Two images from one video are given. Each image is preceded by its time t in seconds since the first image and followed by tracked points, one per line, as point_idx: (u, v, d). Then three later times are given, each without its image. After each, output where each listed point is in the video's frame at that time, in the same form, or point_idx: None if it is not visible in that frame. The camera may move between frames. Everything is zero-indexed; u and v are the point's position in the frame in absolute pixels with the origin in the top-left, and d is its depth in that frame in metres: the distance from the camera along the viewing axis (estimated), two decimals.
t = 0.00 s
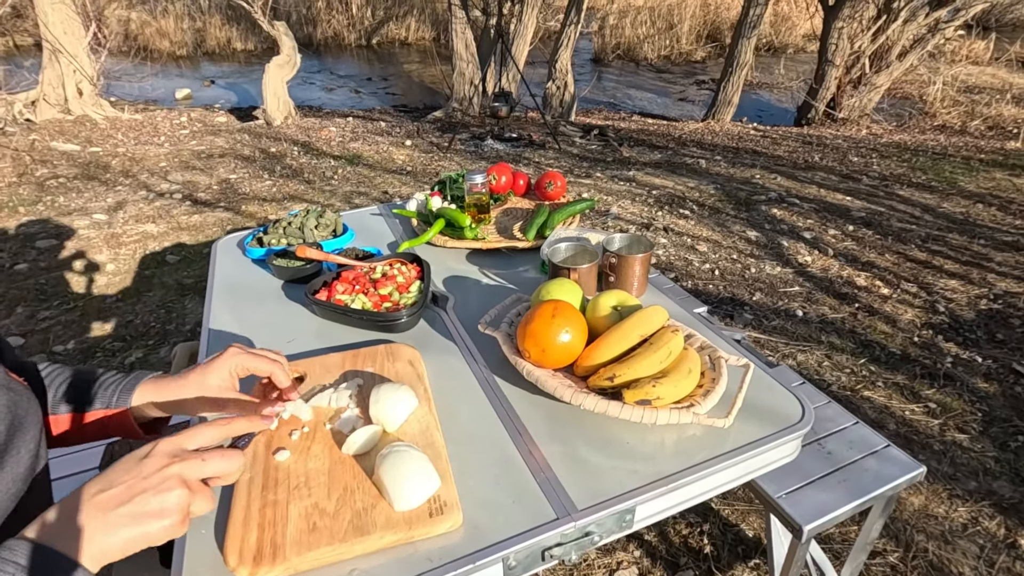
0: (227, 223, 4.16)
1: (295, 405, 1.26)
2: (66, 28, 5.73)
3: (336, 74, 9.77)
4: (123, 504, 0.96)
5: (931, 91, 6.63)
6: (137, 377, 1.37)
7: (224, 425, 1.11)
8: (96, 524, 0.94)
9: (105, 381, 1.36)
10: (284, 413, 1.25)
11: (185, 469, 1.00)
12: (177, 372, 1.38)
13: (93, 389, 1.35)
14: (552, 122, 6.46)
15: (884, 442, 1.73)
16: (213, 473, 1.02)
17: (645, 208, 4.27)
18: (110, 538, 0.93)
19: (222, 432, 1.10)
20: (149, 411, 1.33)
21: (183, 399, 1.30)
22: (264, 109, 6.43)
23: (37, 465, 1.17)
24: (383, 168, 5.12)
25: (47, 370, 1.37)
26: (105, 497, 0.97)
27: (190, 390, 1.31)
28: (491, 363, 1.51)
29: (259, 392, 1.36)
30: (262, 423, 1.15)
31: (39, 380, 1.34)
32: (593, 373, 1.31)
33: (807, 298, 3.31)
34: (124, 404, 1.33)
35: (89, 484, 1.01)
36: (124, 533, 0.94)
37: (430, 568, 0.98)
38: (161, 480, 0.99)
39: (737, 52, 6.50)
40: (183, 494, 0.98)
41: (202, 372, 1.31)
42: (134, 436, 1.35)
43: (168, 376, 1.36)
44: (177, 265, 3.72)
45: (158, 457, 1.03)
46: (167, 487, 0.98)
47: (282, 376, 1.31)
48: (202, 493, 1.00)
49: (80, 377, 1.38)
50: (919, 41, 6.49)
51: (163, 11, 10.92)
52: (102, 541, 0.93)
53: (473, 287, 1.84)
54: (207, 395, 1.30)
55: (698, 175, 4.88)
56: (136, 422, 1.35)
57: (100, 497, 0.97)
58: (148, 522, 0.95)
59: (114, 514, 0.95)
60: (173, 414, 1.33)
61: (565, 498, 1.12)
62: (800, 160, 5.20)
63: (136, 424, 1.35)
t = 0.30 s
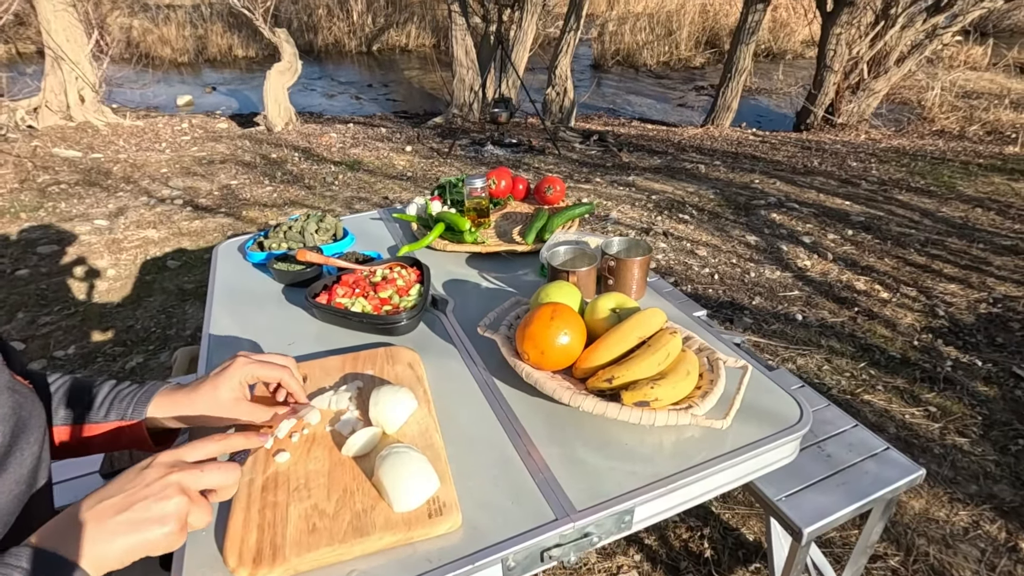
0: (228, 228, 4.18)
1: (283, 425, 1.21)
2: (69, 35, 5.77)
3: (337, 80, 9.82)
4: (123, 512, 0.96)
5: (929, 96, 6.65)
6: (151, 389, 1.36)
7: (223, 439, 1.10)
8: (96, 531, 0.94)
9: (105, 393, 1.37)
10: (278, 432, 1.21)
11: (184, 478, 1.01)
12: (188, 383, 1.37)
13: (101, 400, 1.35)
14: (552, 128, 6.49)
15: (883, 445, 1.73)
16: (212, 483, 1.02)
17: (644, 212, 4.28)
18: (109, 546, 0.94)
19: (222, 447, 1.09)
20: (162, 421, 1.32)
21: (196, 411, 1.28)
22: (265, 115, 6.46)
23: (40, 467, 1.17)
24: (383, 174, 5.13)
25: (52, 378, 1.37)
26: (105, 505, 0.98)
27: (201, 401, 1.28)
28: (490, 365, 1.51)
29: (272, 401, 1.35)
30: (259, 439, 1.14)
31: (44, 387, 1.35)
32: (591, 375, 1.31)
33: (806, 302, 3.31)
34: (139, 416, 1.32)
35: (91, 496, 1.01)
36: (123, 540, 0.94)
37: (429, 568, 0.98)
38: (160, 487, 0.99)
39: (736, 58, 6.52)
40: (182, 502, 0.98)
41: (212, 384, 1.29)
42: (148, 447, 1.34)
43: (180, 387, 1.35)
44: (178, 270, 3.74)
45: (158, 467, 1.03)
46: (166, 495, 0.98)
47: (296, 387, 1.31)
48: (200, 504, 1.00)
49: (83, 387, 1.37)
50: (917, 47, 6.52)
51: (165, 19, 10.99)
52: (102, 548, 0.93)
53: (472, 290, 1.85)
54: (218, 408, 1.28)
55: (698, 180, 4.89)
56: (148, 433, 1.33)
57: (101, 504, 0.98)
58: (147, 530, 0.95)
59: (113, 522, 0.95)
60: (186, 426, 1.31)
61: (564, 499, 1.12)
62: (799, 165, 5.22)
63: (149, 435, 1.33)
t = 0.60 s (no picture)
0: (229, 234, 4.18)
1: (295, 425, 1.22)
2: (70, 42, 5.79)
3: (337, 86, 9.85)
4: (140, 497, 0.97)
5: (928, 101, 6.67)
6: (157, 394, 1.36)
7: (232, 441, 1.13)
8: (112, 517, 0.95)
9: (105, 397, 1.37)
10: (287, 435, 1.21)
11: (199, 469, 1.03)
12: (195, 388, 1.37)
13: (106, 406, 1.35)
14: (552, 133, 6.51)
15: (885, 448, 1.72)
16: (224, 478, 1.04)
17: (644, 217, 4.29)
18: (126, 531, 0.94)
19: (231, 446, 1.12)
20: (170, 427, 1.32)
21: (203, 414, 1.28)
22: (266, 121, 6.47)
23: (44, 469, 1.17)
24: (383, 179, 5.14)
25: (56, 383, 1.38)
26: (122, 494, 0.99)
27: (208, 404, 1.28)
28: (491, 368, 1.51)
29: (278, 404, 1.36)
30: (270, 440, 1.17)
31: (48, 390, 1.35)
32: (593, 378, 1.31)
33: (807, 307, 3.31)
34: (145, 420, 1.32)
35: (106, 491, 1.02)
36: (139, 525, 0.95)
37: (431, 572, 0.98)
38: (176, 476, 1.01)
39: (735, 64, 6.54)
40: (197, 490, 0.99)
41: (219, 387, 1.29)
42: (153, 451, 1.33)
43: (186, 392, 1.35)
44: (178, 276, 3.74)
45: (173, 462, 1.06)
46: (181, 482, 0.99)
47: (298, 391, 1.31)
48: (213, 497, 1.01)
49: (87, 391, 1.37)
50: (914, 52, 6.55)
51: (166, 26, 11.04)
52: (119, 533, 0.94)
53: (474, 294, 1.85)
54: (225, 411, 1.28)
55: (698, 185, 4.90)
56: (153, 436, 1.33)
57: (118, 493, 0.99)
58: (162, 517, 0.95)
59: (129, 507, 0.96)
60: (191, 429, 1.31)
61: (566, 503, 1.12)
62: (799, 170, 5.23)
63: (155, 439, 1.33)
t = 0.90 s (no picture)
0: (229, 240, 4.19)
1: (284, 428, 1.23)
2: (72, 49, 5.82)
3: (337, 93, 9.89)
4: (123, 515, 0.96)
5: (925, 106, 6.69)
6: (158, 397, 1.37)
7: (219, 445, 1.10)
8: (96, 537, 0.94)
9: (106, 401, 1.37)
10: (279, 437, 1.22)
11: (183, 482, 1.01)
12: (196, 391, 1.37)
13: (108, 409, 1.36)
14: (551, 139, 6.53)
15: (886, 452, 1.72)
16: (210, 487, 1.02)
17: (643, 222, 4.30)
18: (110, 551, 0.93)
19: (217, 451, 1.10)
20: (169, 430, 1.33)
21: (203, 417, 1.29)
22: (266, 127, 6.49)
23: (42, 478, 1.17)
24: (383, 185, 5.15)
25: (57, 387, 1.38)
26: (105, 511, 0.97)
27: (210, 406, 1.29)
28: (491, 373, 1.52)
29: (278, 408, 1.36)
30: (258, 442, 1.13)
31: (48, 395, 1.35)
32: (592, 382, 1.32)
33: (806, 311, 3.32)
34: (147, 423, 1.34)
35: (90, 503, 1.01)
36: (124, 544, 0.93)
37: None
38: (159, 491, 0.99)
39: (733, 69, 6.56)
40: (181, 505, 0.98)
41: (221, 390, 1.30)
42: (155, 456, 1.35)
43: (188, 394, 1.35)
44: (179, 281, 3.75)
45: (156, 472, 1.03)
46: (164, 498, 0.98)
47: (299, 394, 1.31)
48: (199, 508, 1.00)
49: (88, 396, 1.38)
50: (911, 58, 6.58)
51: (167, 33, 11.10)
52: (103, 553, 0.92)
53: (473, 299, 1.85)
54: (226, 415, 1.28)
55: (697, 190, 4.91)
56: (157, 441, 1.34)
57: (101, 510, 0.97)
58: (147, 535, 0.94)
59: (113, 526, 0.94)
60: (190, 433, 1.31)
61: (566, 506, 1.12)
62: (797, 174, 5.25)
63: (157, 443, 1.34)
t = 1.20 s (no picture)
0: (228, 246, 4.20)
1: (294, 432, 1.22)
2: (73, 57, 5.84)
3: (337, 99, 9.92)
4: (145, 504, 0.97)
5: (923, 111, 6.70)
6: (158, 403, 1.36)
7: (236, 448, 1.14)
8: (117, 523, 0.95)
9: (105, 407, 1.37)
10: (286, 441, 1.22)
11: (203, 476, 1.02)
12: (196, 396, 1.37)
13: (106, 415, 1.35)
14: (550, 144, 6.54)
15: (886, 457, 1.72)
16: (228, 484, 1.04)
17: (643, 227, 4.30)
18: (131, 539, 0.94)
19: (232, 453, 1.13)
20: (169, 434, 1.32)
21: (203, 422, 1.28)
22: (266, 134, 6.51)
23: (43, 483, 1.17)
24: (383, 191, 5.16)
25: (55, 394, 1.38)
26: (127, 501, 0.99)
27: (210, 412, 1.28)
28: (489, 378, 1.51)
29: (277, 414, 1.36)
30: (273, 446, 1.17)
31: (48, 403, 1.35)
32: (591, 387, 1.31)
33: (805, 316, 3.32)
34: (145, 429, 1.32)
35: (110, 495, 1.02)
36: (144, 532, 0.94)
37: None
38: (180, 484, 1.00)
39: (732, 75, 6.57)
40: (201, 498, 0.99)
41: (221, 395, 1.29)
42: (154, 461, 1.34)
43: (188, 399, 1.35)
44: (178, 287, 3.75)
45: (177, 468, 1.05)
46: (185, 490, 0.99)
47: (298, 401, 1.31)
48: (216, 504, 1.01)
49: (86, 402, 1.38)
50: (909, 63, 6.61)
51: (167, 41, 11.14)
52: (124, 541, 0.94)
53: (472, 304, 1.86)
54: (226, 421, 1.28)
55: (695, 195, 4.92)
56: (157, 448, 1.34)
57: (124, 500, 0.99)
58: (168, 524, 0.96)
59: (135, 515, 0.96)
60: (190, 438, 1.31)
61: (564, 513, 1.12)
62: (796, 179, 5.26)
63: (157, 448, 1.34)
